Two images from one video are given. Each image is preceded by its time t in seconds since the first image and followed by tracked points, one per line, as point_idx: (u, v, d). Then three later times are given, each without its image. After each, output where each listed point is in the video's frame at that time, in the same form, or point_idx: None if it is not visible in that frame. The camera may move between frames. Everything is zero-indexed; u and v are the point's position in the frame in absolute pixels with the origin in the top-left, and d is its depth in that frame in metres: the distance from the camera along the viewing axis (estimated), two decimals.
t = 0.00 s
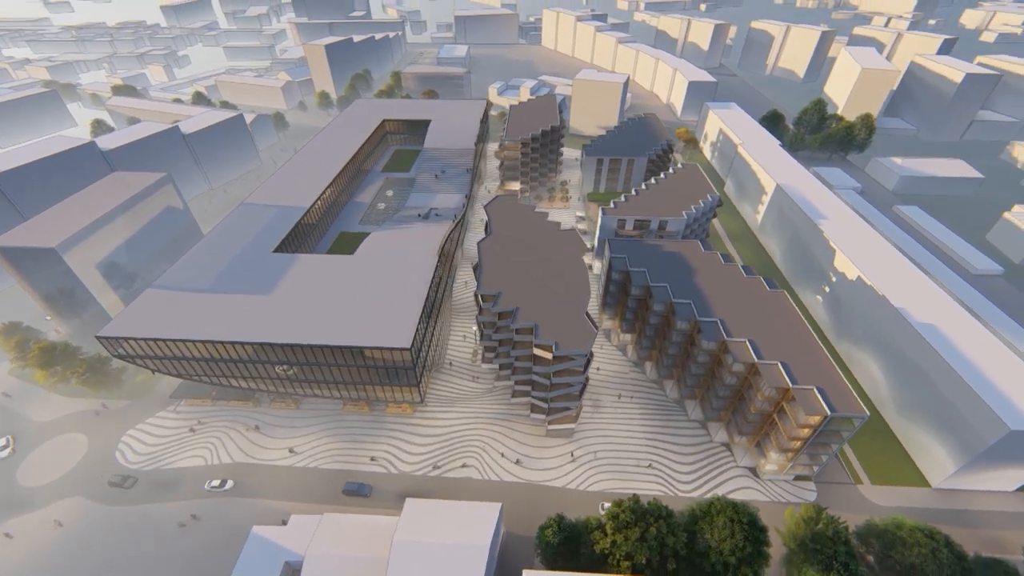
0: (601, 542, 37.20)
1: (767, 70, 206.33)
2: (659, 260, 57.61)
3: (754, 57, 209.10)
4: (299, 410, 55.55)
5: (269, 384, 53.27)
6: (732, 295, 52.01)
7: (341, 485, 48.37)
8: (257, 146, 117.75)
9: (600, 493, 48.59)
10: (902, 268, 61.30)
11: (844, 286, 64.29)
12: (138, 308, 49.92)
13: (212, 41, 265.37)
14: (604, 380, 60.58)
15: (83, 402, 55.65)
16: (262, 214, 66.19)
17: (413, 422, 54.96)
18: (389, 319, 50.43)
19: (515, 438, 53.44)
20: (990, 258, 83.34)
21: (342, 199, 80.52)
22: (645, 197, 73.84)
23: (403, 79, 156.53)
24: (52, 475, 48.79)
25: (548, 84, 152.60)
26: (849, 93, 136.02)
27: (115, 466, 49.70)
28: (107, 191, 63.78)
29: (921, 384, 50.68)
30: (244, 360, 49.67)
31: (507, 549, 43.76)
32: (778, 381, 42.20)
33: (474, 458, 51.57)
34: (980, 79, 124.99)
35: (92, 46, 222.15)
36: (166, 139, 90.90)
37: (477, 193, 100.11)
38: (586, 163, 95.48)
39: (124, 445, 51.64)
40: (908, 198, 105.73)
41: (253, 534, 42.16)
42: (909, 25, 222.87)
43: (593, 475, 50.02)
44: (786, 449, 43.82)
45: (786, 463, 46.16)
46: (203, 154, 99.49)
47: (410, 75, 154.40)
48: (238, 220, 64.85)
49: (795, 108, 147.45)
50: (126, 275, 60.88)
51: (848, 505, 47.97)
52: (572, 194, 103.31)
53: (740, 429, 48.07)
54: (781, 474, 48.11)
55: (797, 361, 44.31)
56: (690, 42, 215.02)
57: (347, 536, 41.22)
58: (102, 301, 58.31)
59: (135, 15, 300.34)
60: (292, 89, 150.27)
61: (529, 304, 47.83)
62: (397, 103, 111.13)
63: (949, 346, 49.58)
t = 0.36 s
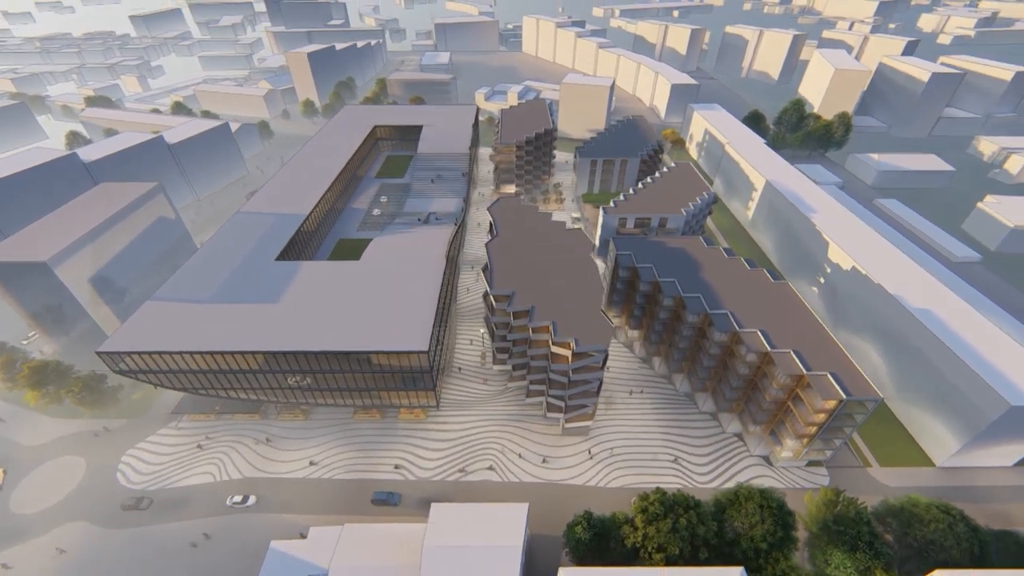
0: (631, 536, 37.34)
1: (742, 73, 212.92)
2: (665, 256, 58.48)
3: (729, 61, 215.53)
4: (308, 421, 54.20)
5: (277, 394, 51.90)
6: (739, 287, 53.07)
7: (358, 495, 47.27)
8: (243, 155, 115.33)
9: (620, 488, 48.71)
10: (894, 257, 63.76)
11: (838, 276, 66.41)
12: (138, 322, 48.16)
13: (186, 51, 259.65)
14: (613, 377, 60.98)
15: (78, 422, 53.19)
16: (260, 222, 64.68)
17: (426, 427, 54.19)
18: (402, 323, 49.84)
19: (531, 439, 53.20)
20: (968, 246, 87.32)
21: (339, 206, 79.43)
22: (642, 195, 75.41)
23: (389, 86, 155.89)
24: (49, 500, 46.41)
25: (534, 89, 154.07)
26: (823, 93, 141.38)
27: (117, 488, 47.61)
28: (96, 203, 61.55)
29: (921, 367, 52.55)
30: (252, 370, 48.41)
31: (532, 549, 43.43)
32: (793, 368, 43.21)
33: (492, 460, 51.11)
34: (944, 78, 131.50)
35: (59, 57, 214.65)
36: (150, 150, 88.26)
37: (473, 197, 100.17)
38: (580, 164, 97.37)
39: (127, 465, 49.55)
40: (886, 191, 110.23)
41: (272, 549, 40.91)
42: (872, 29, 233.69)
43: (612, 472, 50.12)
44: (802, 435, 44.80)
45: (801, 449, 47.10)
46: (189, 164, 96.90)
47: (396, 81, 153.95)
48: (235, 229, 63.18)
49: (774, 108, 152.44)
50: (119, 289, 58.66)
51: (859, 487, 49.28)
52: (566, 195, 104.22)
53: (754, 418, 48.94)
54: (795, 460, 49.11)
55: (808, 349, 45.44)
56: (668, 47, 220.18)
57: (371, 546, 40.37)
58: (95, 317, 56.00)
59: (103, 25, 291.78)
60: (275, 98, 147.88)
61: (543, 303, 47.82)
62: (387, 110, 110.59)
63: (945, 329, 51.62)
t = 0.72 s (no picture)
0: (660, 526, 37.65)
1: (719, 76, 219.05)
2: (669, 252, 59.44)
3: (706, 65, 221.74)
4: (318, 429, 53.02)
5: (286, 403, 50.66)
6: (744, 278, 54.30)
7: (377, 502, 46.36)
8: (230, 164, 112.88)
9: (638, 482, 49.01)
10: (884, 247, 66.25)
11: (833, 267, 68.63)
12: (140, 333, 46.45)
13: (159, 61, 253.29)
14: (622, 374, 61.55)
15: (75, 442, 50.90)
16: (258, 228, 63.18)
17: (441, 431, 53.65)
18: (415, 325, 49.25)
19: (546, 437, 53.19)
20: (946, 236, 91.39)
21: (336, 212, 78.35)
22: (640, 193, 76.90)
23: (375, 92, 155.05)
24: (50, 524, 44.17)
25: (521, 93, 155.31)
26: (800, 94, 146.76)
27: (122, 508, 45.65)
28: (86, 214, 59.42)
29: (918, 350, 54.59)
30: (263, 379, 47.10)
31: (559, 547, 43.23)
32: (805, 354, 44.36)
33: (510, 460, 50.87)
34: (911, 78, 138.06)
35: (24, 68, 206.54)
36: (136, 159, 85.58)
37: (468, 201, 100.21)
38: (575, 165, 98.90)
39: (131, 484, 47.65)
40: (865, 186, 114.78)
41: (294, 562, 39.77)
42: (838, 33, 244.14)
43: (629, 466, 50.43)
44: (815, 420, 45.95)
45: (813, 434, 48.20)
46: (176, 173, 94.28)
47: (382, 88, 153.28)
48: (233, 236, 61.49)
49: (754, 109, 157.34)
50: (113, 302, 56.56)
51: (867, 469, 50.76)
52: (560, 197, 105.11)
53: (766, 406, 50.01)
54: (806, 446, 50.30)
55: (817, 335, 46.73)
56: (647, 52, 225.15)
57: (397, 553, 39.78)
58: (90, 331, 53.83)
59: (69, 36, 282.24)
60: (258, 106, 145.36)
61: (558, 300, 47.93)
62: (377, 115, 109.94)
63: (940, 313, 53.78)
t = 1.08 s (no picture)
0: (688, 514, 38.04)
1: (698, 79, 224.74)
2: (673, 247, 60.57)
3: (686, 68, 227.30)
4: (329, 436, 52.00)
5: (299, 409, 49.61)
6: (748, 270, 55.65)
7: (398, 507, 45.58)
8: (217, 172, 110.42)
9: (656, 474, 49.49)
10: (875, 237, 68.84)
11: (826, 258, 70.89)
12: (145, 343, 45.07)
13: (133, 71, 246.56)
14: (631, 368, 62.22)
15: (74, 460, 48.72)
16: (259, 234, 61.83)
17: (455, 432, 53.20)
18: (429, 325, 48.89)
19: (561, 434, 53.33)
20: (926, 227, 95.44)
21: (334, 217, 77.39)
22: (638, 191, 78.33)
23: (362, 99, 154.12)
24: (54, 546, 42.15)
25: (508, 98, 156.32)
26: (778, 95, 151.76)
27: (130, 526, 43.88)
28: (78, 223, 57.42)
29: (914, 335, 56.69)
30: (276, 385, 46.12)
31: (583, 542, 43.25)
32: (815, 340, 45.66)
33: (528, 458, 50.73)
34: (882, 78, 144.23)
35: None
36: (122, 168, 82.99)
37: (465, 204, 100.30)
38: (569, 166, 100.06)
39: (137, 501, 45.85)
40: (846, 182, 119.13)
41: (318, 571, 38.88)
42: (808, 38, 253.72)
43: (646, 459, 50.87)
44: (825, 404, 47.28)
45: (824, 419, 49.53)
46: (163, 182, 91.64)
47: (369, 94, 152.53)
48: (233, 242, 60.00)
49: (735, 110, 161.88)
50: (110, 314, 54.55)
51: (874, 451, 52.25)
52: (555, 198, 106.04)
53: (776, 394, 51.23)
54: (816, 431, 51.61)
55: (824, 321, 48.15)
56: (628, 56, 229.71)
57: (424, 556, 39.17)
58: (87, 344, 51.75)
59: (35, 46, 272.46)
60: (242, 114, 142.68)
61: (573, 295, 48.18)
62: (368, 121, 109.23)
63: (934, 298, 56.05)
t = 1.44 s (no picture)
0: (714, 500, 38.50)
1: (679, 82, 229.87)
2: (676, 241, 61.65)
3: (667, 72, 232.33)
4: (343, 441, 51.09)
5: (313, 414, 48.72)
6: (752, 262, 57.01)
7: (420, 509, 44.97)
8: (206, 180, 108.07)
9: (673, 464, 49.92)
10: (865, 228, 71.34)
11: (820, 250, 73.14)
12: (153, 351, 43.86)
13: (107, 79, 239.70)
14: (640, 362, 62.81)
15: (76, 476, 46.86)
16: (260, 238, 60.60)
17: (470, 432, 52.76)
18: (444, 323, 48.58)
19: (576, 429, 53.40)
20: (908, 219, 99.32)
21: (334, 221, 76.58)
22: (636, 189, 79.71)
23: (350, 104, 153.03)
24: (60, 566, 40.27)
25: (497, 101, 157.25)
26: (760, 96, 156.23)
27: (141, 542, 42.23)
28: (72, 232, 55.53)
29: (910, 320, 58.81)
30: (291, 389, 45.37)
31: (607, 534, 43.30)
32: (824, 325, 46.92)
33: (546, 454, 50.59)
34: (857, 78, 149.91)
35: None
36: (109, 176, 80.54)
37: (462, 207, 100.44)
38: (565, 166, 101.14)
39: (146, 515, 44.25)
40: (829, 178, 123.17)
41: None
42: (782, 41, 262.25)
43: (662, 450, 51.28)
44: (834, 388, 48.58)
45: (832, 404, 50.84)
46: (151, 190, 89.18)
47: (357, 100, 151.63)
48: (234, 247, 58.68)
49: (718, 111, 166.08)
50: (107, 323, 52.69)
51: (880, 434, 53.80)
52: (551, 199, 106.91)
53: (785, 381, 52.41)
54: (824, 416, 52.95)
55: (830, 308, 49.54)
56: (611, 61, 233.74)
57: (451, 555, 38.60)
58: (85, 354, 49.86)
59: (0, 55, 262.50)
60: (227, 121, 140.09)
61: (587, 289, 48.51)
62: (361, 125, 108.51)
63: (927, 284, 58.35)
